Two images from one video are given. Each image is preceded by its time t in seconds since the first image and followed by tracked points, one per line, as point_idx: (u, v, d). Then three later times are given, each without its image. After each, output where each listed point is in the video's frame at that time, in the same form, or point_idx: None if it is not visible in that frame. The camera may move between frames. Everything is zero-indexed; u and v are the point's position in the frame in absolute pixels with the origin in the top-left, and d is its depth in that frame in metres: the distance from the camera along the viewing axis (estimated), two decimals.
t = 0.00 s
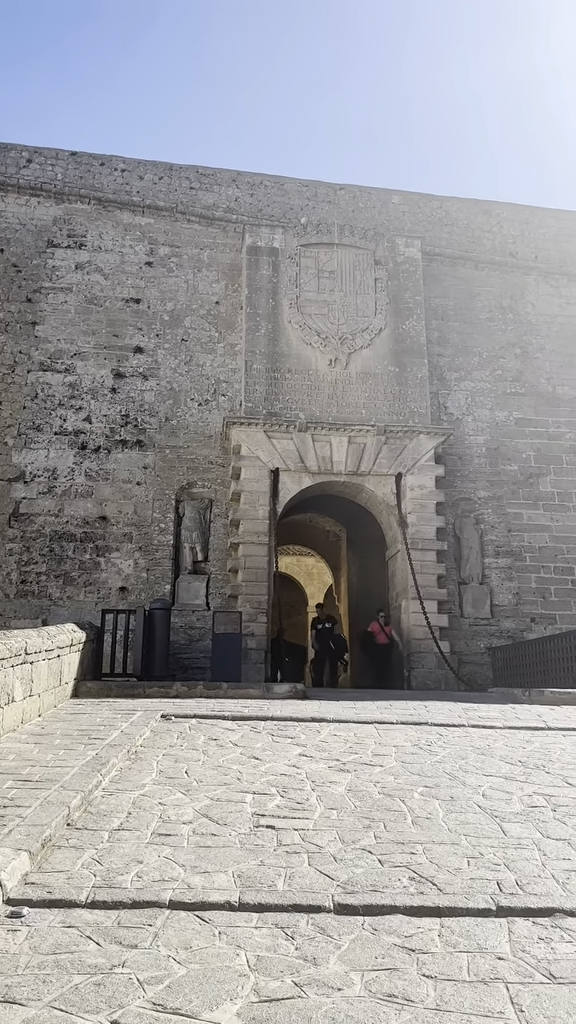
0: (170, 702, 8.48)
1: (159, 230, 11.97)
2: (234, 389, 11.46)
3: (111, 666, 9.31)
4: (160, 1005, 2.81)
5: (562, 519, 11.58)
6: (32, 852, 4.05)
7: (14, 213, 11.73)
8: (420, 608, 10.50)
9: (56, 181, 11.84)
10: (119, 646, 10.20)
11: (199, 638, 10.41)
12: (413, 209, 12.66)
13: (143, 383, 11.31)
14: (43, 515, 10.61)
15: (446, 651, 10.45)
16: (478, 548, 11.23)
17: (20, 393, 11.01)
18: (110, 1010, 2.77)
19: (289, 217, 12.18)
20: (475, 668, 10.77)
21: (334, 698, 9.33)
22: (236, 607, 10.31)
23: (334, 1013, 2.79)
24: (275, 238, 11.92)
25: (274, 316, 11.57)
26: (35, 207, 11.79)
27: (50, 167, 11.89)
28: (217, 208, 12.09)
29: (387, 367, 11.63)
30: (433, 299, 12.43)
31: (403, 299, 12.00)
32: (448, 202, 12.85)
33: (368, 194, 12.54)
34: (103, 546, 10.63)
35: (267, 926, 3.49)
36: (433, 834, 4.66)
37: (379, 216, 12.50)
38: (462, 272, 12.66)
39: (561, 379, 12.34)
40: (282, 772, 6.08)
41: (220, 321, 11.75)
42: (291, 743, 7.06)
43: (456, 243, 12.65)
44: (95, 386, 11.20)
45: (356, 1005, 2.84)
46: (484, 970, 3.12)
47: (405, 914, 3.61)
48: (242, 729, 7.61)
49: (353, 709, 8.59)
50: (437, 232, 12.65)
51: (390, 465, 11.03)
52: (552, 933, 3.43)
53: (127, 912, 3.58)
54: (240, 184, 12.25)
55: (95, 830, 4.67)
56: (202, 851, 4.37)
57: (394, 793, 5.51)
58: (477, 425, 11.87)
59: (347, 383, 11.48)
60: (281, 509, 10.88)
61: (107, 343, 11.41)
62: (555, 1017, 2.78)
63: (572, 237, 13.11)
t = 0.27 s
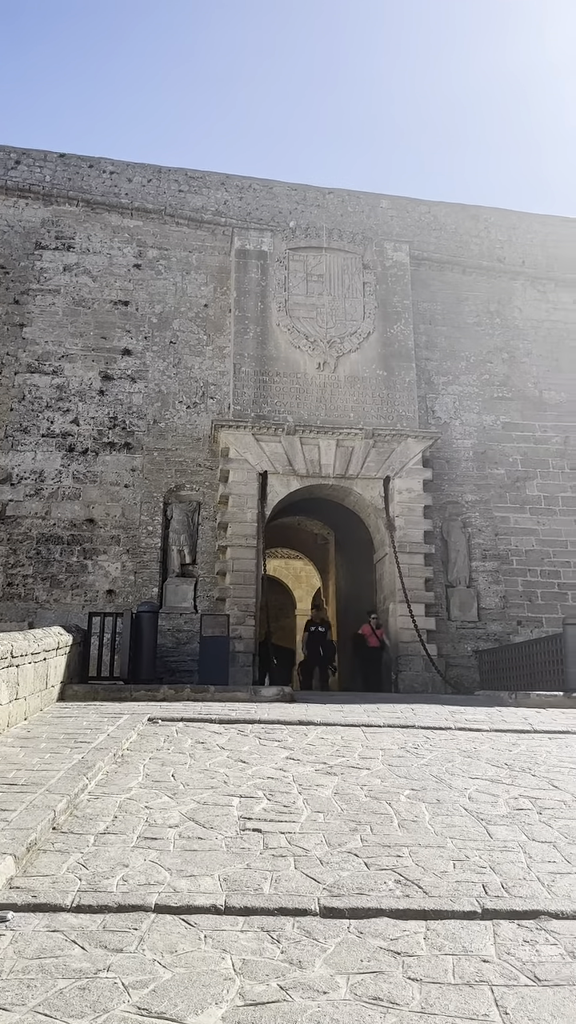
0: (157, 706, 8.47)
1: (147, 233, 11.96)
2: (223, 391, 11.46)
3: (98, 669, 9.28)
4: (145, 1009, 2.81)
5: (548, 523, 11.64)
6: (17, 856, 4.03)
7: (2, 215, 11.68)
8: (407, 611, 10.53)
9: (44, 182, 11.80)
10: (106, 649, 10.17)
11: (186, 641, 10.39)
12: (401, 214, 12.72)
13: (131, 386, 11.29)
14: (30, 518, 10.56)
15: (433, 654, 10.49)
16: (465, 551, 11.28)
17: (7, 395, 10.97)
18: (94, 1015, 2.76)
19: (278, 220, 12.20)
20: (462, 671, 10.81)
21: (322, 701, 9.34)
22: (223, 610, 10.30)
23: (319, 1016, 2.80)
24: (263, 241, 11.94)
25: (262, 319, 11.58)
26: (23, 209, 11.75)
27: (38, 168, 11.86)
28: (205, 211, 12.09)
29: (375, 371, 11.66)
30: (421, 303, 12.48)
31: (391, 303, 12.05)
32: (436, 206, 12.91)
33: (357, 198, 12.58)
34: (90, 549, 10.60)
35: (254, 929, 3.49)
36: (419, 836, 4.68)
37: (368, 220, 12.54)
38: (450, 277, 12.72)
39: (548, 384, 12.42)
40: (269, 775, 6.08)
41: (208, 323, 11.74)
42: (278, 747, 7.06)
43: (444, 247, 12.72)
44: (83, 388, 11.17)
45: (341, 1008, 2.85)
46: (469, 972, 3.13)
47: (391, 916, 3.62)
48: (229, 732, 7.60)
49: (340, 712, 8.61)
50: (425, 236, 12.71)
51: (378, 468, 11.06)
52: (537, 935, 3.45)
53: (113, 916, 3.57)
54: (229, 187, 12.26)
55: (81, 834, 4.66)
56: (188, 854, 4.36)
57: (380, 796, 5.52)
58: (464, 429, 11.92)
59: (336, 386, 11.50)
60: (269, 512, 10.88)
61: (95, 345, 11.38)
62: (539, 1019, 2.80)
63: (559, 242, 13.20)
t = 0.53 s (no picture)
0: (142, 709, 8.43)
1: (134, 234, 11.93)
2: (210, 393, 11.44)
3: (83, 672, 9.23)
4: (127, 1014, 2.79)
5: (534, 526, 11.70)
6: None
7: None
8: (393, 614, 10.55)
9: (31, 182, 11.75)
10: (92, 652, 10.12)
11: (172, 644, 10.36)
12: (388, 218, 12.75)
13: (118, 387, 11.25)
14: (15, 519, 10.50)
15: (419, 657, 10.51)
16: (451, 554, 11.32)
17: None
18: (74, 1020, 2.74)
19: (266, 222, 12.21)
20: (448, 674, 10.84)
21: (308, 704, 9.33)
22: (210, 612, 10.28)
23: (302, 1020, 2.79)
24: (251, 244, 11.95)
25: (250, 321, 11.58)
26: (9, 209, 11.70)
27: (25, 169, 11.80)
28: (193, 213, 12.08)
29: (362, 374, 11.69)
30: (408, 306, 12.51)
31: (378, 306, 12.08)
32: (424, 210, 12.96)
33: (345, 201, 12.61)
34: (75, 550, 10.55)
35: (237, 932, 3.48)
36: (404, 839, 4.68)
37: (355, 223, 12.57)
38: (437, 281, 12.77)
39: (534, 388, 12.49)
40: (254, 778, 6.06)
41: (195, 325, 11.73)
42: (263, 749, 7.05)
43: (432, 251, 12.76)
44: (69, 390, 11.12)
45: (324, 1012, 2.84)
46: (452, 975, 3.13)
47: (375, 919, 3.61)
48: (214, 735, 7.58)
49: (326, 715, 8.60)
50: (412, 240, 12.75)
51: (365, 471, 11.08)
52: (521, 938, 3.45)
53: (96, 920, 3.54)
54: (216, 189, 12.25)
55: (64, 837, 4.62)
56: (172, 858, 4.34)
57: (365, 799, 5.51)
58: (451, 433, 11.96)
59: (323, 389, 11.52)
60: (256, 515, 10.87)
61: (81, 346, 11.34)
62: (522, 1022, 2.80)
63: (545, 247, 13.27)
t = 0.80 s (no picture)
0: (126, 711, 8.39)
1: (121, 235, 11.90)
2: (196, 395, 11.41)
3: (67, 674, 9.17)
4: (107, 1017, 2.78)
5: (519, 529, 11.76)
6: None
7: None
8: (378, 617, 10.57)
9: (17, 182, 11.69)
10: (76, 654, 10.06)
11: (157, 646, 10.32)
12: (375, 221, 12.80)
13: (104, 387, 11.21)
14: None
15: (404, 659, 10.53)
16: (436, 557, 11.35)
17: None
18: None
19: (253, 224, 12.22)
20: (432, 676, 10.87)
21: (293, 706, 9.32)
22: (195, 615, 10.25)
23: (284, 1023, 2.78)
24: (238, 246, 11.95)
25: (237, 323, 11.58)
26: None
27: (12, 168, 11.75)
28: (180, 214, 12.06)
29: (348, 377, 11.70)
30: (395, 310, 12.55)
31: (365, 309, 12.11)
32: (411, 214, 13.01)
33: (332, 204, 12.64)
34: (60, 552, 10.49)
35: (220, 936, 3.46)
36: (388, 842, 4.68)
37: (342, 226, 12.60)
38: (423, 285, 12.82)
39: (519, 392, 12.56)
40: (238, 781, 6.05)
41: (182, 326, 11.71)
42: (247, 752, 7.04)
43: (418, 255, 12.81)
44: (55, 390, 11.07)
45: (305, 1015, 2.83)
46: (434, 978, 3.13)
47: (358, 922, 3.61)
48: (198, 737, 7.55)
49: (310, 717, 8.60)
50: (399, 243, 12.80)
51: (351, 473, 11.10)
52: (503, 940, 3.46)
53: (77, 923, 3.51)
54: (204, 190, 12.25)
55: (46, 840, 4.59)
56: (155, 860, 4.31)
57: (349, 801, 5.51)
58: (437, 436, 12.01)
59: (309, 391, 11.53)
60: (242, 517, 10.86)
61: (67, 347, 11.29)
62: None
63: (531, 252, 13.36)
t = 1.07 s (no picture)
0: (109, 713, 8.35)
1: (107, 235, 11.86)
2: (182, 396, 11.38)
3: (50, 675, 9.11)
4: (86, 1021, 2.76)
5: (502, 532, 11.82)
6: None
7: None
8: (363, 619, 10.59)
9: (2, 180, 11.62)
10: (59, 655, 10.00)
11: (141, 648, 10.29)
12: (362, 224, 12.83)
13: (89, 388, 11.17)
14: None
15: (388, 661, 10.55)
16: (421, 559, 11.39)
17: None
18: None
19: (240, 226, 12.21)
20: (416, 679, 10.89)
21: (277, 708, 9.31)
22: (179, 616, 10.22)
23: None
24: (225, 247, 11.95)
25: (223, 324, 11.57)
26: None
27: None
28: (167, 214, 12.03)
29: (334, 379, 11.72)
30: (381, 313, 12.58)
31: (351, 312, 12.14)
32: (397, 218, 13.06)
33: (319, 207, 12.66)
34: (44, 553, 10.43)
35: (201, 938, 3.44)
36: (370, 844, 4.67)
37: (329, 229, 12.62)
38: (409, 288, 12.87)
39: (504, 395, 12.63)
40: (220, 782, 6.04)
41: (168, 327, 11.68)
42: (231, 753, 7.02)
43: (404, 258, 12.86)
44: (39, 390, 11.01)
45: (286, 1018, 2.83)
46: (415, 980, 3.13)
47: (339, 924, 3.60)
48: (181, 739, 7.53)
49: (294, 719, 8.60)
50: (386, 246, 12.83)
51: (337, 476, 11.12)
52: (484, 942, 3.46)
53: (57, 926, 3.49)
54: (190, 191, 12.23)
55: (27, 843, 4.55)
56: (137, 863, 4.29)
57: (332, 803, 5.51)
58: (422, 439, 12.05)
59: (295, 393, 11.54)
60: (227, 519, 10.84)
61: (52, 347, 11.23)
62: None
63: (516, 257, 13.44)
